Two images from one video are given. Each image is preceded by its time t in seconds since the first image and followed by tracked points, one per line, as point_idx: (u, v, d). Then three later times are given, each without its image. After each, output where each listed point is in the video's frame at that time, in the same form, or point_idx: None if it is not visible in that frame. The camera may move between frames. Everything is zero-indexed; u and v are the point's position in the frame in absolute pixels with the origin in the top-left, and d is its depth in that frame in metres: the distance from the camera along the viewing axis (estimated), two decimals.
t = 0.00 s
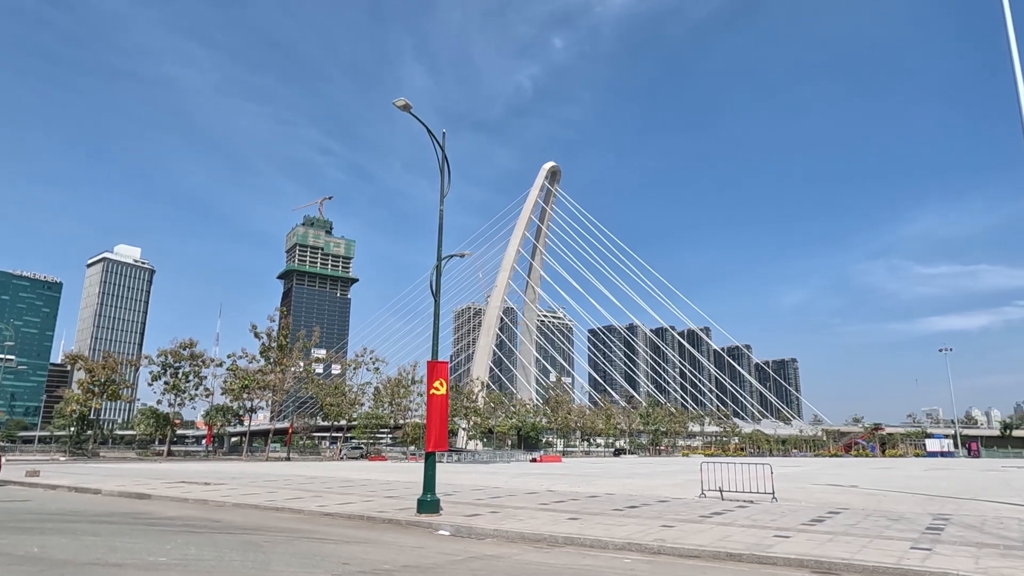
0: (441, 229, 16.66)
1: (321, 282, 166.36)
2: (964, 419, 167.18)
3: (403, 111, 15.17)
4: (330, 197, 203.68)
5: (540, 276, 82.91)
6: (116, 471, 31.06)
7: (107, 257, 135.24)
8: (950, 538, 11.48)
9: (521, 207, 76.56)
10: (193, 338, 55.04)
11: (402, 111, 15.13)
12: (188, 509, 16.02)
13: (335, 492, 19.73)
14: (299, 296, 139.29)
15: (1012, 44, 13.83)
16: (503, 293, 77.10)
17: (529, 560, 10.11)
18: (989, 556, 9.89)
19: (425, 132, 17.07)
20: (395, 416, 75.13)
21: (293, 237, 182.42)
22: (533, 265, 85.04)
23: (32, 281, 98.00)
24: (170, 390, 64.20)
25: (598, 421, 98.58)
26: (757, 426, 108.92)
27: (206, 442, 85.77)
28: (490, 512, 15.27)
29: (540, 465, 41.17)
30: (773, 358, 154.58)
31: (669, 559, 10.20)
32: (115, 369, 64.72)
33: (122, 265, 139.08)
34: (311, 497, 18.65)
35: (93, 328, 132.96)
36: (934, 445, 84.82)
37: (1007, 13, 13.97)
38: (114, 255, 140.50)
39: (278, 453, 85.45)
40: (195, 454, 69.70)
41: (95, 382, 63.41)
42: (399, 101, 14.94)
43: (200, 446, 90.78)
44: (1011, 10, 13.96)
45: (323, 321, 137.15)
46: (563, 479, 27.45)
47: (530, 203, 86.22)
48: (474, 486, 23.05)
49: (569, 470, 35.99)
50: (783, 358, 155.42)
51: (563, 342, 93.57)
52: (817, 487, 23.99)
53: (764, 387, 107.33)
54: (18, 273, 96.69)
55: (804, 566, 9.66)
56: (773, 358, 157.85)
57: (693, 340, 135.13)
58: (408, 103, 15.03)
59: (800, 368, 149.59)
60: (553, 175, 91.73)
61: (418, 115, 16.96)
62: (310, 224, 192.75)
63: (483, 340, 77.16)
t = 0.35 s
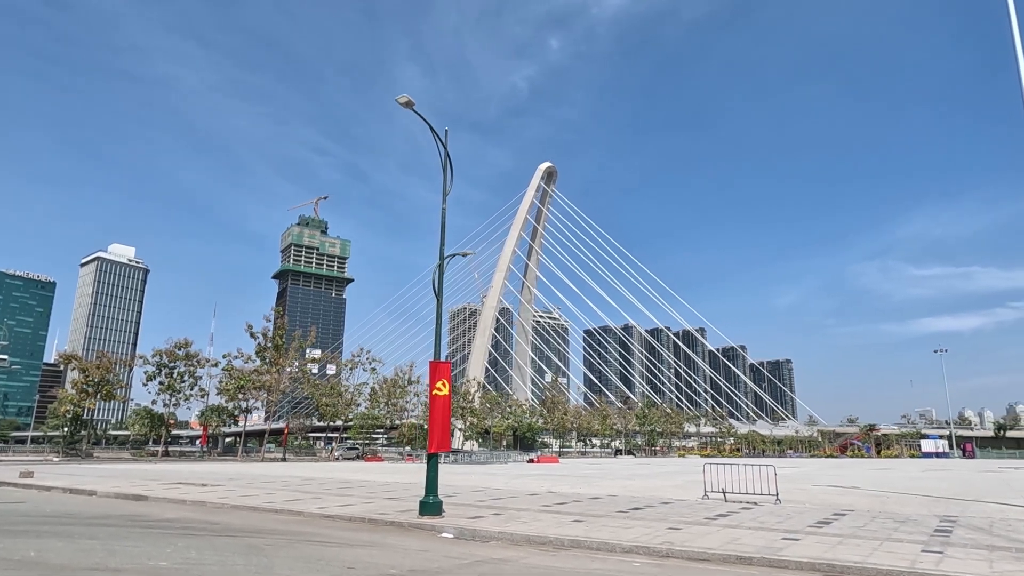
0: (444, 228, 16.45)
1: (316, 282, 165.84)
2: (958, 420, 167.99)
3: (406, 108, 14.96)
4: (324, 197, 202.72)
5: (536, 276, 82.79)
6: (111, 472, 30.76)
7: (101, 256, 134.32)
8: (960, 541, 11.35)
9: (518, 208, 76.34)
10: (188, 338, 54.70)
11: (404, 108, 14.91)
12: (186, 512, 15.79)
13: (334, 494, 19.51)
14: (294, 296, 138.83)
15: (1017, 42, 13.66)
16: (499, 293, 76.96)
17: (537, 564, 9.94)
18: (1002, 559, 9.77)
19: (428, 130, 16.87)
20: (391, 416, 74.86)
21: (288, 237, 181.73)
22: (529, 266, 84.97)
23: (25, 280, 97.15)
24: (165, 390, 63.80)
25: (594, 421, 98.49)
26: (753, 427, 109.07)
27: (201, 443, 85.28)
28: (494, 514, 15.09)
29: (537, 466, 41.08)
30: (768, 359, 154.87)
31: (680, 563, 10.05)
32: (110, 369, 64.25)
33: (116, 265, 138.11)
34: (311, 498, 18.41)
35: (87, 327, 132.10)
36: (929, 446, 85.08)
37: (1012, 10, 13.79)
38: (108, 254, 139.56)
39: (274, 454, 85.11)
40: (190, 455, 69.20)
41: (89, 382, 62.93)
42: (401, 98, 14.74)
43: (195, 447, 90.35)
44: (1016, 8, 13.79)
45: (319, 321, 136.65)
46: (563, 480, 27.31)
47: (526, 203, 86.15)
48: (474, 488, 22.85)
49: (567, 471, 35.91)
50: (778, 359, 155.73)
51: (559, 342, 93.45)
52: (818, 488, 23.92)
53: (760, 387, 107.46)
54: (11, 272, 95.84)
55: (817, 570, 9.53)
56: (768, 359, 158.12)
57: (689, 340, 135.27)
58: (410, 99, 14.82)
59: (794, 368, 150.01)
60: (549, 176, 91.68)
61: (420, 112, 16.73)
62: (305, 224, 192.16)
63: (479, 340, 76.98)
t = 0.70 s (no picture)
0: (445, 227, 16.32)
1: (312, 282, 165.31)
2: (952, 420, 168.78)
3: (408, 105, 14.81)
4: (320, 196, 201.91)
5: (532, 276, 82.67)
6: (106, 473, 30.47)
7: (96, 256, 133.67)
8: (966, 541, 11.27)
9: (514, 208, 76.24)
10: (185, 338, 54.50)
11: (406, 105, 14.76)
12: (185, 512, 15.66)
13: (334, 495, 19.34)
14: (289, 296, 138.46)
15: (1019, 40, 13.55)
16: (495, 293, 76.83)
17: (543, 565, 9.84)
18: (1010, 560, 9.69)
19: (430, 128, 16.69)
20: (387, 416, 74.71)
21: (284, 237, 181.19)
22: (524, 266, 84.88)
23: (19, 279, 96.48)
24: (160, 390, 63.53)
25: (590, 421, 98.42)
26: (748, 427, 109.13)
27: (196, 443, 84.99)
28: (495, 514, 14.94)
29: (535, 466, 41.06)
30: (763, 359, 155.13)
31: (686, 564, 9.94)
32: (105, 369, 63.94)
33: (110, 264, 137.45)
34: (310, 499, 18.23)
35: (81, 327, 131.47)
36: (925, 446, 85.41)
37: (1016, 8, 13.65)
38: (103, 253, 138.86)
39: (270, 454, 84.94)
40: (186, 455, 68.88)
41: (84, 382, 62.60)
42: (403, 95, 14.58)
43: (190, 447, 89.93)
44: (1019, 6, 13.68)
45: (314, 321, 136.32)
46: (562, 480, 27.24)
47: (522, 204, 86.09)
48: (475, 488, 22.72)
49: (565, 471, 35.86)
50: (773, 359, 155.95)
51: (554, 342, 93.33)
52: (818, 488, 23.88)
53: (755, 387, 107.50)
54: (4, 271, 95.26)
55: (825, 571, 9.46)
56: (763, 359, 158.32)
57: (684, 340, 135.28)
58: (412, 97, 14.67)
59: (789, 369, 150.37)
60: (545, 176, 91.62)
61: (422, 110, 16.56)
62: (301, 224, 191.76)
63: (475, 340, 76.76)
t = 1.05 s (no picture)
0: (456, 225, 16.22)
1: (314, 282, 165.25)
2: (955, 420, 168.37)
3: (418, 102, 14.68)
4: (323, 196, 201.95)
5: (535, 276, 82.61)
6: (112, 473, 30.39)
7: (98, 256, 133.99)
8: (985, 543, 11.17)
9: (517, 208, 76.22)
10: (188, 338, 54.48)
11: (416, 104, 14.67)
12: (195, 512, 15.61)
13: (343, 495, 19.28)
14: (291, 296, 138.58)
15: None
16: (498, 293, 76.79)
17: (558, 567, 9.78)
18: None
19: (439, 126, 16.57)
20: (390, 416, 74.67)
21: (287, 237, 181.35)
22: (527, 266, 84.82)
23: (22, 280, 96.58)
24: (164, 390, 63.55)
25: (593, 421, 98.31)
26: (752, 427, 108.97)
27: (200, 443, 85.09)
28: (506, 514, 14.86)
29: (540, 465, 41.00)
30: (765, 359, 154.94)
31: (702, 565, 9.87)
32: (109, 369, 63.95)
33: (113, 265, 137.78)
34: (319, 499, 18.16)
35: (84, 327, 131.74)
36: (930, 446, 85.13)
37: None
38: (106, 253, 139.13)
39: (274, 454, 85.03)
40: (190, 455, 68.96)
41: (88, 382, 62.66)
42: (414, 93, 14.48)
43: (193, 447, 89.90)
44: None
45: (317, 321, 136.42)
46: (569, 480, 27.16)
47: (525, 203, 85.99)
48: (483, 488, 22.63)
49: (571, 471, 35.80)
50: (776, 359, 155.65)
51: (557, 342, 93.25)
52: (828, 488, 23.76)
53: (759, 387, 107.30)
54: (8, 272, 95.49)
55: (844, 573, 9.38)
56: (766, 359, 158.04)
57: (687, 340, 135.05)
58: (423, 95, 14.57)
59: (792, 368, 150.14)
60: (548, 175, 91.48)
61: (431, 108, 16.43)
62: (303, 224, 192.02)
63: (478, 340, 76.62)
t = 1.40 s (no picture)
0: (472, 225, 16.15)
1: (324, 282, 165.76)
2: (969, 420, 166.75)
3: (434, 101, 14.64)
4: (332, 197, 202.65)
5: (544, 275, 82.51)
6: (127, 472, 30.54)
7: (111, 258, 135.17)
8: (1014, 544, 10.99)
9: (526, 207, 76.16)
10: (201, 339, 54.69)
11: (432, 102, 14.60)
12: (212, 512, 15.64)
13: (359, 495, 19.26)
14: (302, 296, 139.13)
15: None
16: (507, 293, 76.77)
17: (581, 567, 9.69)
18: None
19: (455, 125, 16.51)
20: (401, 416, 74.82)
21: (297, 237, 182.18)
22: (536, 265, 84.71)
23: (36, 281, 97.37)
24: (177, 390, 63.86)
25: (604, 421, 97.99)
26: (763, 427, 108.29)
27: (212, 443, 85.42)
28: (524, 514, 14.78)
29: (552, 465, 40.91)
30: (776, 358, 154.03)
31: (727, 566, 9.77)
32: (123, 369, 64.36)
33: (125, 266, 138.91)
34: (335, 499, 18.15)
35: (97, 328, 132.80)
36: (944, 445, 84.22)
37: None
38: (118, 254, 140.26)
39: (285, 453, 85.35)
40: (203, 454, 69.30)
41: (103, 382, 63.06)
42: (430, 92, 14.42)
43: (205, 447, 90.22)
44: None
45: (327, 321, 136.88)
46: (583, 480, 27.07)
47: (534, 202, 85.86)
48: (498, 488, 22.52)
49: (584, 470, 35.70)
50: (787, 358, 154.67)
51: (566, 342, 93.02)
52: (845, 488, 23.53)
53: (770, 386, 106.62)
54: (22, 273, 96.37)
55: (872, 574, 9.24)
56: (777, 359, 157.10)
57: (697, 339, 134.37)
58: (439, 93, 14.51)
59: (803, 368, 149.18)
60: (556, 175, 91.28)
61: (447, 105, 16.38)
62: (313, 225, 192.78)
63: (487, 340, 76.38)
